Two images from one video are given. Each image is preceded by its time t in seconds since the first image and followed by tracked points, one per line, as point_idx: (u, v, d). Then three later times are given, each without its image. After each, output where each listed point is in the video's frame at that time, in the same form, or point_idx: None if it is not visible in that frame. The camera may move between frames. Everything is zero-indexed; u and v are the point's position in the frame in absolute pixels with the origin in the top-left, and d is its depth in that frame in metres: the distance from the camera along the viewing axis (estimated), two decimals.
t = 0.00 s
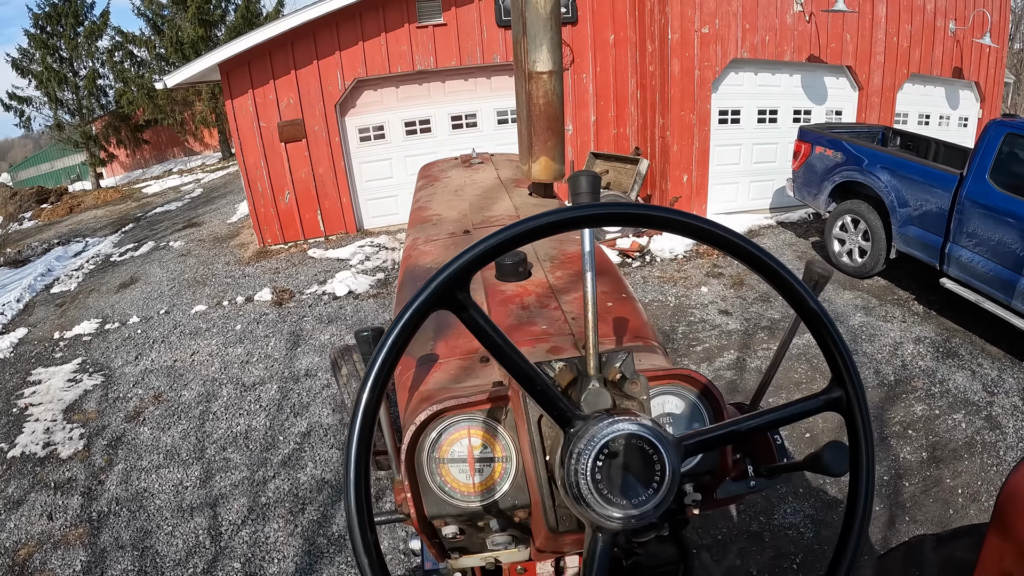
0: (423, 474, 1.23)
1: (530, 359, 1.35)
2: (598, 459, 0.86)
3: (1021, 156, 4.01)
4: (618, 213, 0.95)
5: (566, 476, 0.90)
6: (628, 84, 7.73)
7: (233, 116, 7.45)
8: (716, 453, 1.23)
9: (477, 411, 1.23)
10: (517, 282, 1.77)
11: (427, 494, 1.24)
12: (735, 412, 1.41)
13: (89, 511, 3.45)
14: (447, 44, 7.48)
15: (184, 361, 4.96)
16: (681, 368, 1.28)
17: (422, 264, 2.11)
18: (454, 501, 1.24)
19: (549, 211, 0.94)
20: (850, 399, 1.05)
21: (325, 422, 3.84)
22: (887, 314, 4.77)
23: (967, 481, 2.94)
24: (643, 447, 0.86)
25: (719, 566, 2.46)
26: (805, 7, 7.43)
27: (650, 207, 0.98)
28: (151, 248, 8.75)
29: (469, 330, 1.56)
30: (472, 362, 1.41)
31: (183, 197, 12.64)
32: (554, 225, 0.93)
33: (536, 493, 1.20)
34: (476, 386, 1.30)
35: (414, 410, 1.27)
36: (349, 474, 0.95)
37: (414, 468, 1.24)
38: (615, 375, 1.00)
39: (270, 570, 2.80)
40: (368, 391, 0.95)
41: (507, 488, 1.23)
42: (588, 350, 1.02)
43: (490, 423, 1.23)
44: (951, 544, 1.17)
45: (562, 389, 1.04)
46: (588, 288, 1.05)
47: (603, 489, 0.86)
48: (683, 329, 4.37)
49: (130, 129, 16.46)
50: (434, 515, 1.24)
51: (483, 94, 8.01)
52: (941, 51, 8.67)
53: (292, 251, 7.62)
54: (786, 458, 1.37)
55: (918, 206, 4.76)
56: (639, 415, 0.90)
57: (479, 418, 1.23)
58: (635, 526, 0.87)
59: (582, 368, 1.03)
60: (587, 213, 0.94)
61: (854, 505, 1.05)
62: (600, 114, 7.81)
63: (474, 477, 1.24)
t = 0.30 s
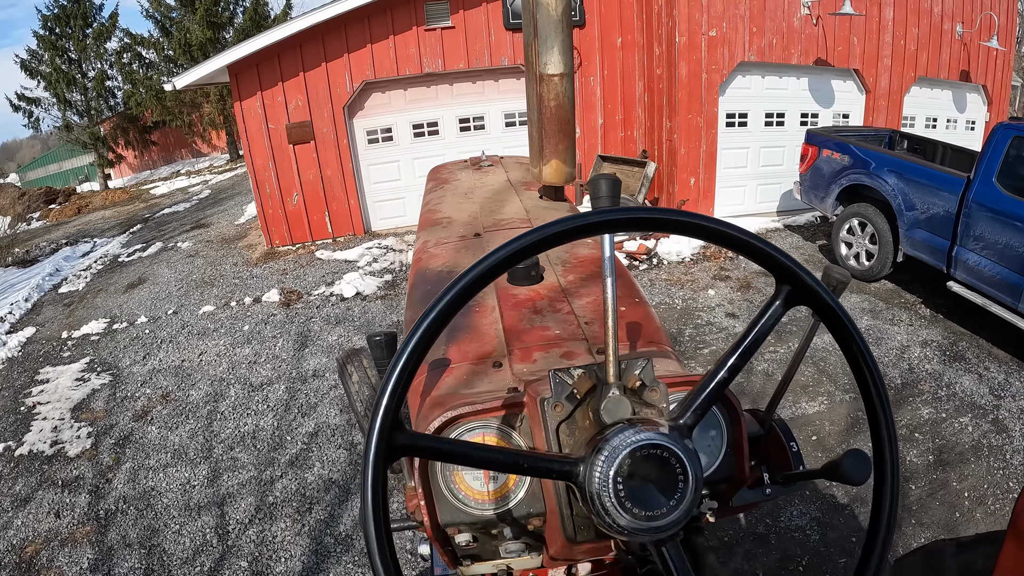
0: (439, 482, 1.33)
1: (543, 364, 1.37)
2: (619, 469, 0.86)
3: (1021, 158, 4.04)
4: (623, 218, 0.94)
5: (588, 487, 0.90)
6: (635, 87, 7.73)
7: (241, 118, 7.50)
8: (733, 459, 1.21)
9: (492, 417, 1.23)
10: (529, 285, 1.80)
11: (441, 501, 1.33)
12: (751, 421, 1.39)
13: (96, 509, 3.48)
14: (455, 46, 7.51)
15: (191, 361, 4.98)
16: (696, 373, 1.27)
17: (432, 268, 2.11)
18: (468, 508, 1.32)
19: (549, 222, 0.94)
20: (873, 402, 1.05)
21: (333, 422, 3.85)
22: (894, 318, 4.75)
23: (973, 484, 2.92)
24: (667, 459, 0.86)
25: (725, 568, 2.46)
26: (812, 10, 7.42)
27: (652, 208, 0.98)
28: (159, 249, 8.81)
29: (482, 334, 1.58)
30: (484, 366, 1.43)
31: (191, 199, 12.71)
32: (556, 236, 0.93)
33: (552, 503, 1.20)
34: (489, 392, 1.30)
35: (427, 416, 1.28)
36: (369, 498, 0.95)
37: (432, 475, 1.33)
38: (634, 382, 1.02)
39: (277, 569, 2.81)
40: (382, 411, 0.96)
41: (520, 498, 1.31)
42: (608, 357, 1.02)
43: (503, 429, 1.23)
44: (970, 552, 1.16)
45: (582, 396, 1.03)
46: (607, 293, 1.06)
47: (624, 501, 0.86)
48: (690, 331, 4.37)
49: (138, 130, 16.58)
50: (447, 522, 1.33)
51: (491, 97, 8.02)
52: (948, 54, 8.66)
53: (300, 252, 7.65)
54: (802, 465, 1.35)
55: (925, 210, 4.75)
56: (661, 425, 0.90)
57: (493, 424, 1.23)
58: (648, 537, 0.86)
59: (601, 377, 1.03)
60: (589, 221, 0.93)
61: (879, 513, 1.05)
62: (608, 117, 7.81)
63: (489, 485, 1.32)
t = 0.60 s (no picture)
0: (453, 481, 1.28)
1: (557, 363, 1.49)
2: (642, 469, 0.83)
3: (1021, 159, 4.08)
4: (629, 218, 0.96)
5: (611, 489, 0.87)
6: (638, 88, 7.75)
7: (248, 118, 7.57)
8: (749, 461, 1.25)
9: (507, 417, 1.27)
10: (541, 286, 1.94)
11: (457, 500, 1.27)
12: (766, 422, 1.45)
13: (105, 502, 3.54)
14: (460, 47, 7.56)
15: (199, 358, 5.03)
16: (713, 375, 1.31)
17: (443, 267, 2.16)
18: (484, 508, 1.26)
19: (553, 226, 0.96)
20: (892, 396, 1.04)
21: (339, 418, 3.89)
22: (895, 317, 4.78)
23: (971, 479, 2.95)
24: (684, 454, 0.84)
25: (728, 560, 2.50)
26: (815, 12, 7.45)
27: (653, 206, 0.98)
28: (166, 248, 8.88)
29: (496, 336, 1.70)
30: (501, 367, 1.53)
31: (196, 199, 12.78)
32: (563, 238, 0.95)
33: (569, 500, 1.18)
34: (505, 393, 1.36)
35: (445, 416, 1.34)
36: (390, 506, 0.94)
37: (445, 476, 1.29)
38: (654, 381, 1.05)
39: (284, 560, 2.86)
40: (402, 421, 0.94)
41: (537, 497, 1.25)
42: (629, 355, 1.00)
43: (519, 428, 1.27)
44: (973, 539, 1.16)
45: (601, 395, 1.05)
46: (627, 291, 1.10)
47: (647, 501, 0.83)
48: (692, 329, 4.41)
49: (144, 131, 16.71)
50: (463, 522, 1.27)
51: (496, 98, 8.05)
52: (951, 55, 8.68)
53: (306, 251, 7.70)
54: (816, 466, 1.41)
55: (926, 209, 4.78)
56: (683, 422, 0.88)
57: (509, 423, 1.27)
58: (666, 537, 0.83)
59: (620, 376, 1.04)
60: (593, 222, 0.96)
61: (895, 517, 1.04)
62: (612, 117, 7.85)
63: (505, 483, 1.26)
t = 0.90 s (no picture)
0: (460, 477, 1.32)
1: (566, 358, 1.51)
2: (653, 470, 0.81)
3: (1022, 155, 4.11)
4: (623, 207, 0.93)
5: (621, 483, 0.85)
6: (636, 87, 7.83)
7: (250, 117, 7.65)
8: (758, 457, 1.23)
9: (513, 412, 1.31)
10: (549, 282, 1.95)
11: (462, 496, 1.32)
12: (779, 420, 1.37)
13: (110, 491, 3.60)
14: (460, 48, 7.64)
15: (201, 352, 5.10)
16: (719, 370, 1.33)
17: (451, 263, 2.22)
18: (490, 505, 1.32)
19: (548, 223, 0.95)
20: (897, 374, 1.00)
21: (340, 408, 3.96)
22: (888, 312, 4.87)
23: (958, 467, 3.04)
24: (696, 449, 0.81)
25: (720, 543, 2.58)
26: (810, 12, 7.53)
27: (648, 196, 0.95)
28: (167, 246, 8.95)
29: (503, 330, 1.71)
30: (506, 362, 1.55)
31: (197, 198, 12.84)
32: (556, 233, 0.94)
33: (577, 498, 1.26)
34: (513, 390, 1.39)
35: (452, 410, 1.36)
36: (391, 501, 0.92)
37: (451, 472, 1.33)
38: (665, 373, 1.02)
39: (287, 545, 2.92)
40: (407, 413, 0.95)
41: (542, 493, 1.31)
42: (639, 350, 1.04)
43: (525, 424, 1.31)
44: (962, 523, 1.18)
45: (611, 388, 1.03)
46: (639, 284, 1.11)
47: (658, 496, 0.81)
48: (689, 323, 4.49)
49: (144, 130, 16.79)
50: (469, 518, 1.32)
51: (495, 97, 8.12)
52: (946, 56, 8.77)
53: (307, 248, 7.77)
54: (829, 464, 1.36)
55: (918, 206, 4.86)
56: (694, 415, 0.86)
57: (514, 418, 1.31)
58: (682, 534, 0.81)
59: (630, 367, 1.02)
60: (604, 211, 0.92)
61: (915, 513, 0.99)
62: (610, 117, 7.95)
63: (511, 479, 1.32)
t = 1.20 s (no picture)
0: (472, 476, 1.19)
1: (579, 358, 1.48)
2: (678, 475, 0.77)
3: (1015, 154, 4.15)
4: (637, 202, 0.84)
5: (638, 483, 0.81)
6: (632, 87, 7.98)
7: (252, 116, 7.76)
8: (781, 464, 1.03)
9: (522, 412, 1.19)
10: (565, 279, 1.92)
11: (476, 497, 1.18)
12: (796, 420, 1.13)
13: (117, 477, 3.69)
14: (459, 47, 7.74)
15: (205, 345, 5.19)
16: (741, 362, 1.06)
17: (467, 260, 2.29)
18: (504, 506, 1.17)
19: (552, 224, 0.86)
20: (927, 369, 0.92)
21: (342, 397, 4.06)
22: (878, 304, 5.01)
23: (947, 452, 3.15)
24: (724, 451, 0.78)
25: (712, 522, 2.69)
26: (803, 13, 7.65)
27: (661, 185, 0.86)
28: (169, 244, 9.05)
29: (519, 328, 1.70)
30: (522, 360, 1.52)
31: (198, 197, 12.93)
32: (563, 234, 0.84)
33: (595, 500, 1.13)
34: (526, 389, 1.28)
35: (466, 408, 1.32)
36: (405, 496, 0.88)
37: (464, 473, 1.21)
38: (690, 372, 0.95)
39: (292, 526, 3.03)
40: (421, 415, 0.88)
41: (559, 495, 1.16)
42: (660, 347, 0.95)
43: (535, 422, 1.19)
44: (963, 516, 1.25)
45: (631, 387, 1.00)
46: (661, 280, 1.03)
47: (680, 500, 0.77)
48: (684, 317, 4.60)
49: (145, 131, 16.91)
50: (482, 519, 1.18)
51: (493, 97, 8.22)
52: (938, 56, 8.91)
53: (308, 245, 7.87)
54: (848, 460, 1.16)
55: (907, 202, 4.98)
56: (717, 414, 0.81)
57: (523, 418, 1.19)
58: (704, 539, 0.77)
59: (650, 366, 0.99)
60: (613, 205, 0.84)
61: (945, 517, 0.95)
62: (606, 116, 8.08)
63: (525, 480, 1.18)
